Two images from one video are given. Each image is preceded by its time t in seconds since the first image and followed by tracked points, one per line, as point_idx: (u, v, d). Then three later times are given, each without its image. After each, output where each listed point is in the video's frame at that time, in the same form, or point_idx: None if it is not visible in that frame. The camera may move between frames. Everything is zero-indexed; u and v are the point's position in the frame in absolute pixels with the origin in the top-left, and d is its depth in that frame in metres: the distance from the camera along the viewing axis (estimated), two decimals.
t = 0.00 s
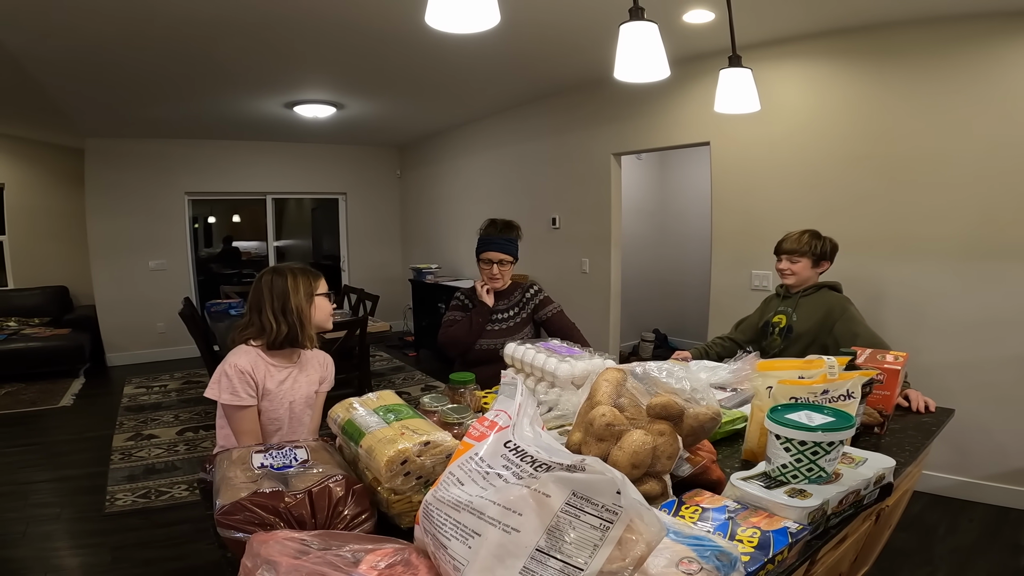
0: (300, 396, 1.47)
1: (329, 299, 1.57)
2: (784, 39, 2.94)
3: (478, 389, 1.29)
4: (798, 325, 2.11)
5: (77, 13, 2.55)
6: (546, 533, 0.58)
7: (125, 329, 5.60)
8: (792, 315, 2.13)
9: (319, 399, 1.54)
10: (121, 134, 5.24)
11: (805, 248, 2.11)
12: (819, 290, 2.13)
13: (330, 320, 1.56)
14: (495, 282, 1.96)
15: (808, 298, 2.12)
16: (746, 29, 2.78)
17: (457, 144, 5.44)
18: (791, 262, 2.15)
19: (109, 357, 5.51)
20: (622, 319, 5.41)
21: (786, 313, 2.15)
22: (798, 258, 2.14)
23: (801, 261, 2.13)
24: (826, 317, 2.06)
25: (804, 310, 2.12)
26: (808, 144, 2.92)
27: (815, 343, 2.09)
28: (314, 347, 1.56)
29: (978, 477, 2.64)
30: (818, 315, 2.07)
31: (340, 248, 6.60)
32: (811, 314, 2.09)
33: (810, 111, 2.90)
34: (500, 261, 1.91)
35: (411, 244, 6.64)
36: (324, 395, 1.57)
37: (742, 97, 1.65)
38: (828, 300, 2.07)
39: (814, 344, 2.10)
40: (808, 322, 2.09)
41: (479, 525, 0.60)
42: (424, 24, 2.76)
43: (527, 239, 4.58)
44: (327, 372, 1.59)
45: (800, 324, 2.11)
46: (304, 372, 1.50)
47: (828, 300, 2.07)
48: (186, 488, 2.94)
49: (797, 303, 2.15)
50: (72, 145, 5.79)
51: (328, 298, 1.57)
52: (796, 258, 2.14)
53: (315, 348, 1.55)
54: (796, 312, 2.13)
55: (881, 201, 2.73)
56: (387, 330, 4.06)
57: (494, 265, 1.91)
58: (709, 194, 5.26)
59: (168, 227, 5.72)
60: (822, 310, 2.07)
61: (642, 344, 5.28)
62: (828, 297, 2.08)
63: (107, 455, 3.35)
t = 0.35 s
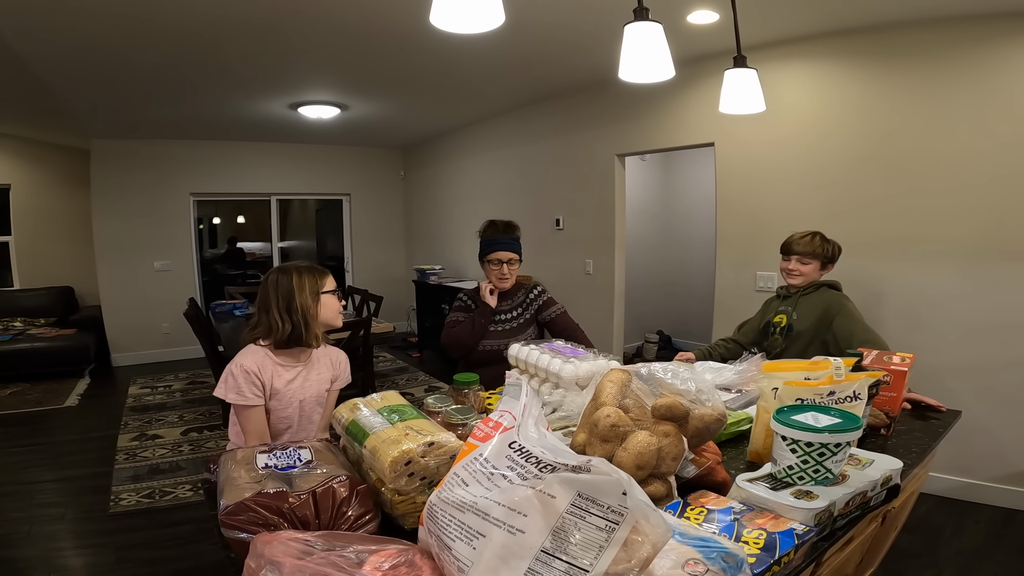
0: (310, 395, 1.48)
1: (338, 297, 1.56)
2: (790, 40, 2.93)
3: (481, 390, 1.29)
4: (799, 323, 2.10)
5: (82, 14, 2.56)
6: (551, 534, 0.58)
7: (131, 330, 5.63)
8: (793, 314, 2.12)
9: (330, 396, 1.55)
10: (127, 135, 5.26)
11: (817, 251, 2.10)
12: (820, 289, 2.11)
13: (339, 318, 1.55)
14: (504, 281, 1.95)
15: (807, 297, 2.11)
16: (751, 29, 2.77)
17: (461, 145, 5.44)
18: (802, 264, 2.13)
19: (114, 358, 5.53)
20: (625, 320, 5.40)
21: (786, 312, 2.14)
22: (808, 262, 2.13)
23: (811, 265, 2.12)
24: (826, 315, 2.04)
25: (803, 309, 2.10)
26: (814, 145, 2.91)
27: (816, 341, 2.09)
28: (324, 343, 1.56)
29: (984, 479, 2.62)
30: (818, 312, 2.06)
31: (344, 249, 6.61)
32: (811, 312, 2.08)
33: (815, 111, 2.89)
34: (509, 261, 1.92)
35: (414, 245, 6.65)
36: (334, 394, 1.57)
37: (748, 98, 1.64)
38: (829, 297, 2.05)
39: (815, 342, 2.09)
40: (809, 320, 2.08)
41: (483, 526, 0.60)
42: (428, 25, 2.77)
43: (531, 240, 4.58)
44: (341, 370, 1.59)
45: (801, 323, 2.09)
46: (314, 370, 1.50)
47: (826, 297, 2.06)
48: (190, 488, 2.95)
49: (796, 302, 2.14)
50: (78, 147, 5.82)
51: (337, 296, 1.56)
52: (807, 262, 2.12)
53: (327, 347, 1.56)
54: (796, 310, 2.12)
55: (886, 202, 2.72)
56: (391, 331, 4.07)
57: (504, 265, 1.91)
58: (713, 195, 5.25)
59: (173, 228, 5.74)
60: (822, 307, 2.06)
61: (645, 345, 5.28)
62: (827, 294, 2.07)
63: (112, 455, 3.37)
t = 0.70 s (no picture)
0: (327, 391, 1.49)
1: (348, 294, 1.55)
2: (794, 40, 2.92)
3: (485, 391, 1.28)
4: (805, 324, 2.10)
5: (87, 14, 2.56)
6: (557, 536, 0.58)
7: (134, 330, 5.63)
8: (799, 316, 2.12)
9: (344, 390, 1.57)
10: (130, 136, 5.27)
11: (825, 252, 2.09)
12: (826, 290, 2.10)
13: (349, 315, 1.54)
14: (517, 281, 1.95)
15: (815, 299, 2.10)
16: (755, 29, 2.76)
17: (463, 145, 5.44)
18: (809, 265, 2.12)
19: (118, 358, 5.54)
20: (628, 320, 5.40)
21: (793, 313, 2.14)
22: (816, 262, 2.12)
23: (818, 266, 2.11)
24: (832, 315, 2.04)
25: (810, 311, 2.10)
26: (818, 145, 2.90)
27: (823, 342, 2.06)
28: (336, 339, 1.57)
29: (989, 480, 2.62)
30: (825, 313, 2.05)
31: (347, 249, 6.62)
32: (817, 313, 2.08)
33: (818, 111, 2.88)
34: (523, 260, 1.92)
35: (417, 245, 6.65)
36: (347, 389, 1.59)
37: (752, 98, 1.64)
38: (836, 297, 2.04)
39: (822, 343, 2.07)
40: (815, 320, 2.07)
41: (489, 529, 0.60)
42: (433, 26, 2.77)
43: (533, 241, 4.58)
44: (351, 364, 1.61)
45: (807, 324, 2.09)
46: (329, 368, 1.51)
47: (833, 299, 2.05)
48: (193, 488, 2.95)
49: (803, 304, 2.13)
50: (82, 147, 5.83)
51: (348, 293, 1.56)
52: (814, 262, 2.11)
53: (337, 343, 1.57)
54: (802, 312, 2.11)
55: (890, 202, 2.71)
56: (393, 331, 4.07)
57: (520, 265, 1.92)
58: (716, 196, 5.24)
59: (176, 229, 5.74)
60: (828, 308, 2.05)
61: (648, 346, 5.26)
62: (835, 295, 2.06)
63: (115, 455, 3.37)
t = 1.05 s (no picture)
0: (349, 392, 1.50)
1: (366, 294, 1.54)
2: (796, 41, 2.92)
3: (486, 392, 1.28)
4: (806, 325, 2.09)
5: (89, 14, 2.56)
6: (559, 539, 0.57)
7: (135, 329, 5.63)
8: (800, 317, 2.11)
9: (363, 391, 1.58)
10: (132, 136, 5.27)
11: (823, 252, 2.09)
12: (829, 292, 2.09)
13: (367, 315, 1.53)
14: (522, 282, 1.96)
15: (816, 301, 2.09)
16: (757, 30, 2.76)
17: (464, 145, 5.44)
18: (806, 266, 2.12)
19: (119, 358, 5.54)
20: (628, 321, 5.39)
21: (795, 314, 2.14)
22: (813, 262, 2.11)
23: (815, 266, 2.10)
24: (832, 317, 2.02)
25: (811, 313, 2.09)
26: (819, 146, 2.90)
27: (824, 344, 2.05)
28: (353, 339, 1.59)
29: (990, 481, 2.61)
30: (826, 314, 2.04)
31: (348, 249, 6.62)
32: (818, 315, 2.06)
33: (820, 112, 2.88)
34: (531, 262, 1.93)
35: (418, 245, 6.65)
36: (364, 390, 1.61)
37: (754, 98, 1.63)
38: (837, 299, 2.03)
39: (823, 345, 2.06)
40: (816, 322, 2.06)
41: (490, 530, 0.59)
42: (435, 26, 2.77)
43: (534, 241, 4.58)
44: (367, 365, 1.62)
45: (809, 325, 2.08)
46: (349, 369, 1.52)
47: (835, 301, 2.03)
48: (193, 488, 2.95)
49: (805, 305, 2.13)
50: (84, 146, 5.83)
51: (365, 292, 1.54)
52: (811, 263, 2.11)
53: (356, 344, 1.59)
54: (803, 313, 2.11)
55: (892, 203, 2.70)
56: (394, 331, 4.07)
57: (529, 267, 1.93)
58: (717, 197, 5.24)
59: (177, 228, 5.75)
60: (830, 310, 2.03)
61: (648, 346, 5.26)
62: (836, 297, 2.04)
63: (115, 455, 3.37)
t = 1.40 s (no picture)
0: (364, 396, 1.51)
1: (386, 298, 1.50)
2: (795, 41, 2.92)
3: (485, 392, 1.28)
4: (805, 327, 2.08)
5: (90, 13, 2.57)
6: (557, 539, 0.57)
7: (135, 329, 5.63)
8: (800, 318, 2.11)
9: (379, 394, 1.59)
10: (133, 135, 5.28)
11: (822, 253, 2.09)
12: (827, 293, 2.09)
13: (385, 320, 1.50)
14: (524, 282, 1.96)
15: (815, 301, 2.09)
16: (757, 31, 2.76)
17: (465, 145, 5.44)
18: (805, 266, 2.11)
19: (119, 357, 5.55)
20: (629, 321, 5.39)
21: (794, 315, 2.13)
22: (811, 263, 2.10)
23: (814, 266, 2.09)
24: (831, 320, 2.02)
25: (810, 314, 2.08)
26: (819, 146, 2.89)
27: (823, 345, 2.05)
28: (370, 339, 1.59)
29: (990, 482, 2.60)
30: (825, 316, 2.04)
31: (348, 249, 6.62)
32: (817, 316, 2.06)
33: (820, 113, 2.88)
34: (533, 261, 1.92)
35: (419, 245, 6.64)
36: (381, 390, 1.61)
37: (755, 98, 1.63)
38: (836, 300, 2.02)
39: (822, 346, 2.06)
40: (815, 323, 2.06)
41: (487, 530, 0.59)
42: (436, 26, 2.77)
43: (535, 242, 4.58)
44: (386, 366, 1.63)
45: (808, 326, 2.08)
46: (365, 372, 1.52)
47: (834, 302, 2.03)
48: (193, 488, 2.95)
49: (804, 306, 2.12)
50: (85, 145, 5.84)
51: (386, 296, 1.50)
52: (811, 263, 2.10)
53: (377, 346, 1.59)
54: (803, 314, 2.10)
55: (893, 204, 2.70)
56: (394, 331, 4.05)
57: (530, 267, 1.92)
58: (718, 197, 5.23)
59: (178, 228, 5.75)
60: (829, 312, 2.03)
61: (649, 347, 5.25)
62: (836, 298, 2.04)
63: (115, 455, 3.37)
